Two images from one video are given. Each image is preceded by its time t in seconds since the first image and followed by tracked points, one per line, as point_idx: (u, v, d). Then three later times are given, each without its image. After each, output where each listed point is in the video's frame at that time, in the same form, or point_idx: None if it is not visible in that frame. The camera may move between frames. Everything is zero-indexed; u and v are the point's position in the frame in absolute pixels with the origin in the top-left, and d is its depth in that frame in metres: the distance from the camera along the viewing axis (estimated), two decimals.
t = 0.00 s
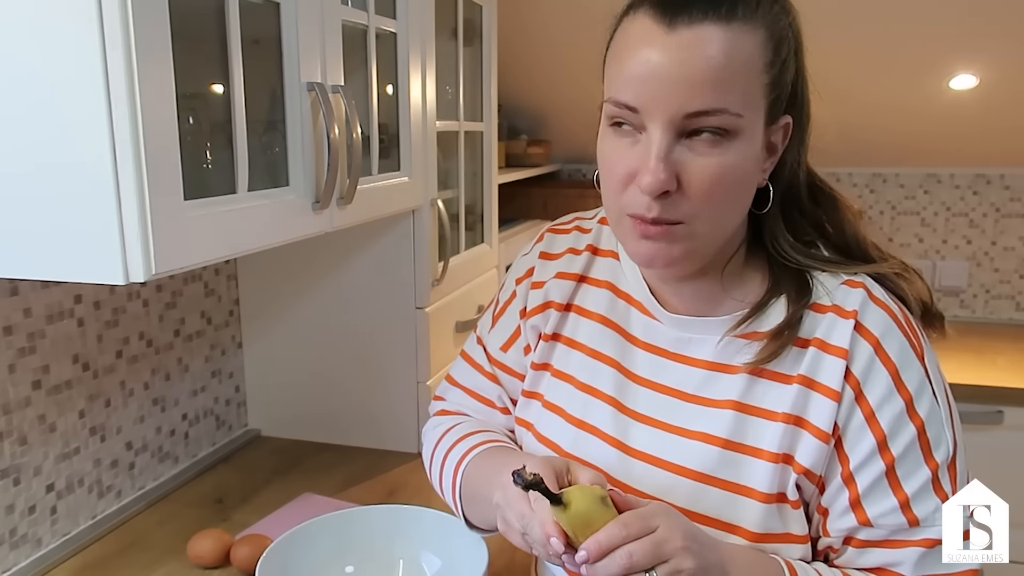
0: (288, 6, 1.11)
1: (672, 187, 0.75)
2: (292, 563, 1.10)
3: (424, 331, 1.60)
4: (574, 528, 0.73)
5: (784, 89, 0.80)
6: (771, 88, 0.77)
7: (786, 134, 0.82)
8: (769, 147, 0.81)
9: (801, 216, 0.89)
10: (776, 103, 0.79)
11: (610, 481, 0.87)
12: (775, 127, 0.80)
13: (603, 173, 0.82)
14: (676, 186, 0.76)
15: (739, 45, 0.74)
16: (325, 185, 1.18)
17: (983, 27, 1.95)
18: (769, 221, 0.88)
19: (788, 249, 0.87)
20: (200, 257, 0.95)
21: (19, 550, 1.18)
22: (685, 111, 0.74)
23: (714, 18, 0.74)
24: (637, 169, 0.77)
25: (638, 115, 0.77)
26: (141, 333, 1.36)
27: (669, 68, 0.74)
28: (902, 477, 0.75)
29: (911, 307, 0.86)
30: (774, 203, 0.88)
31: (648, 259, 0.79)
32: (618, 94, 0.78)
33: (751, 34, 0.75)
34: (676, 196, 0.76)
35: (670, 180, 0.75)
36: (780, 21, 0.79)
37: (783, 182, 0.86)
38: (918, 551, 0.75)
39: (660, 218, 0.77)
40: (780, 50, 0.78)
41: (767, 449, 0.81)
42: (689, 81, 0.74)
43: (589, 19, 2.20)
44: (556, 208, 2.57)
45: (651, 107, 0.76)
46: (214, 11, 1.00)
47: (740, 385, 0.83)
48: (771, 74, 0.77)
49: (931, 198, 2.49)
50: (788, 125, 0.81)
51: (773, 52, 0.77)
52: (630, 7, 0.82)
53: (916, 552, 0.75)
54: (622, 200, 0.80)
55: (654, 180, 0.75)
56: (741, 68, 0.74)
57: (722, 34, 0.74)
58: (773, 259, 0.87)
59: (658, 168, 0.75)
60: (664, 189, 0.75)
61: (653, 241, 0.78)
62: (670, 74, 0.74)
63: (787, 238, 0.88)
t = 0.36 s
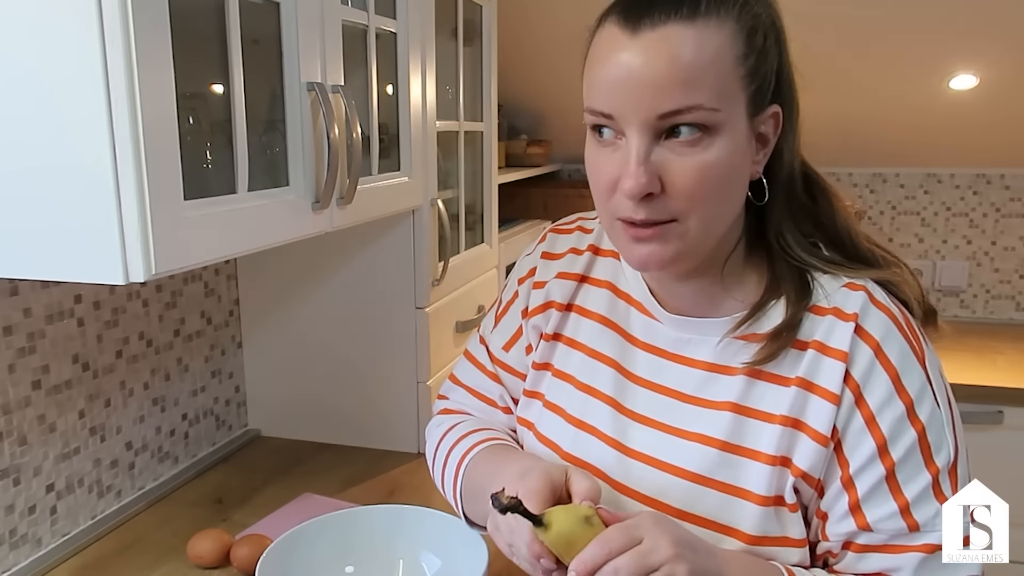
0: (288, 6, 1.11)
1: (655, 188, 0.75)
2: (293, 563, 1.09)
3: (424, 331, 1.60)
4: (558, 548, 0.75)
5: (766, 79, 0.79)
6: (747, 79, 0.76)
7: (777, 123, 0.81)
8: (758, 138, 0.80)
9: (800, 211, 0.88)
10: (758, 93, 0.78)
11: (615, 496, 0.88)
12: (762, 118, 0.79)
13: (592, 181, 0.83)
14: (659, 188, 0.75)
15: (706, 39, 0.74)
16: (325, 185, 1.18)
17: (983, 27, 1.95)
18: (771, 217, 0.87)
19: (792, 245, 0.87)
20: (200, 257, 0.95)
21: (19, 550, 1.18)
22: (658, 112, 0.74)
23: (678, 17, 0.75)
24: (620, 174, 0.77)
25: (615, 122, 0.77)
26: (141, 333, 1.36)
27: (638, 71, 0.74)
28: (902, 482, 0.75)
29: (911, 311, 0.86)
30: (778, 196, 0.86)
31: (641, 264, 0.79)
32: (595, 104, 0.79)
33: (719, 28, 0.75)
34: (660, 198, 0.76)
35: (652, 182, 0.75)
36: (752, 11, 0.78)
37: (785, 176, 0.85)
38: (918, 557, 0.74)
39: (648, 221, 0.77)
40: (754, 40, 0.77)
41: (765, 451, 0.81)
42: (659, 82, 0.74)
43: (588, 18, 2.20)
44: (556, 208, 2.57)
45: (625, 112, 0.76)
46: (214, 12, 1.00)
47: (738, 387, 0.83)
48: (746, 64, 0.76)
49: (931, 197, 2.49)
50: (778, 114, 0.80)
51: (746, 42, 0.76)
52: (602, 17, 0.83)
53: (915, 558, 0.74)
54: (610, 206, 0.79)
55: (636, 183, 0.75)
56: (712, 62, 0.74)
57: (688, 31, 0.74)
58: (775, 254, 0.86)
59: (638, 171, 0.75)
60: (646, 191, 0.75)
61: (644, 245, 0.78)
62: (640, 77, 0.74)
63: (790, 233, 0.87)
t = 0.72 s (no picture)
0: (288, 6, 1.11)
1: (644, 205, 0.75)
2: (292, 563, 1.09)
3: (424, 331, 1.60)
4: None
5: (755, 82, 0.78)
6: (735, 85, 0.76)
7: (770, 123, 0.80)
8: (752, 138, 0.79)
9: (799, 208, 0.88)
10: (747, 97, 0.77)
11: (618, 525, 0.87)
12: (754, 119, 0.78)
13: (585, 189, 0.83)
14: (648, 204, 0.76)
15: (688, 54, 0.73)
16: (325, 185, 1.18)
17: (983, 27, 1.95)
18: (767, 214, 0.87)
19: (790, 242, 0.87)
20: (200, 257, 0.95)
21: (19, 550, 1.18)
22: (642, 131, 0.73)
23: (659, 31, 0.74)
24: (609, 190, 0.77)
25: (601, 139, 0.77)
26: (141, 333, 1.36)
27: (620, 90, 0.73)
28: (895, 480, 0.75)
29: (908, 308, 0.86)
30: (772, 195, 0.87)
31: (635, 273, 0.80)
32: (581, 120, 0.78)
33: (702, 39, 0.74)
34: (649, 215, 0.76)
35: (640, 199, 0.75)
36: (739, 16, 0.78)
37: (780, 175, 0.85)
38: (910, 555, 0.74)
39: (638, 236, 0.77)
40: (740, 45, 0.77)
41: (761, 449, 0.81)
42: (642, 102, 0.73)
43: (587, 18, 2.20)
44: (556, 208, 2.57)
45: (610, 130, 0.75)
46: (214, 12, 1.00)
47: (735, 385, 0.83)
48: (733, 71, 0.75)
49: (931, 198, 2.49)
50: (771, 113, 0.80)
51: (732, 49, 0.76)
52: (586, 28, 0.82)
53: (908, 556, 0.74)
54: (603, 218, 0.80)
55: (624, 202, 0.75)
56: (694, 77, 0.73)
57: (669, 47, 0.73)
58: (773, 250, 0.87)
59: (627, 189, 0.75)
60: (635, 209, 0.75)
61: (636, 258, 0.79)
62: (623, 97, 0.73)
63: (789, 229, 0.87)
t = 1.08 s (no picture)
0: (288, 6, 1.11)
1: (642, 211, 0.75)
2: (293, 563, 1.10)
3: (424, 331, 1.60)
4: None
5: (754, 85, 0.78)
6: (733, 89, 0.75)
7: (771, 123, 0.80)
8: (752, 138, 0.79)
9: (802, 208, 0.88)
10: (746, 100, 0.77)
11: (634, 571, 0.86)
12: (753, 120, 0.78)
13: (585, 193, 0.83)
14: (647, 209, 0.76)
15: (684, 62, 0.73)
16: (325, 186, 1.18)
17: (982, 27, 1.95)
18: (770, 213, 0.87)
19: (793, 240, 0.87)
20: (200, 257, 0.95)
21: (19, 550, 1.18)
22: (640, 139, 0.73)
23: (653, 41, 0.74)
24: (609, 196, 0.78)
25: (599, 147, 0.77)
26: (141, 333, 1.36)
27: (617, 100, 0.73)
28: (890, 478, 0.75)
29: (909, 305, 0.86)
30: (775, 193, 0.86)
31: (636, 276, 0.80)
32: (579, 128, 0.78)
33: (698, 47, 0.74)
34: (648, 220, 0.76)
35: (639, 206, 0.75)
36: (736, 20, 0.78)
37: (783, 174, 0.85)
38: (903, 554, 0.74)
39: (639, 240, 0.78)
40: (737, 50, 0.76)
41: (763, 448, 0.81)
42: (638, 111, 0.73)
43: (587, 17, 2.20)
44: (556, 208, 2.57)
45: (607, 139, 0.75)
46: (214, 12, 1.00)
47: (737, 384, 0.83)
48: (731, 76, 0.75)
49: (931, 198, 2.49)
50: (772, 114, 0.80)
51: (729, 54, 0.76)
52: (583, 34, 0.82)
53: (900, 555, 0.74)
54: (604, 222, 0.80)
55: (623, 208, 0.75)
56: (691, 85, 0.73)
57: (664, 56, 0.73)
58: (775, 248, 0.87)
59: (625, 196, 0.75)
60: (634, 215, 0.75)
61: (637, 262, 0.79)
62: (620, 106, 0.73)
63: (792, 228, 0.87)
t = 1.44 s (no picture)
0: (288, 6, 1.11)
1: (637, 204, 0.76)
2: (293, 563, 1.10)
3: (424, 331, 1.60)
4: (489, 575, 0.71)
5: (756, 83, 0.78)
6: (733, 85, 0.75)
7: (773, 123, 0.80)
8: (753, 137, 0.79)
9: (803, 208, 0.88)
10: (747, 97, 0.77)
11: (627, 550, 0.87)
12: (755, 118, 0.78)
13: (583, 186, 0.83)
14: (641, 202, 0.76)
15: (681, 57, 0.73)
16: (325, 186, 1.18)
17: (982, 27, 1.95)
18: (771, 213, 0.87)
19: (793, 240, 0.87)
20: (200, 257, 0.95)
21: (19, 550, 1.18)
22: (635, 132, 0.73)
23: (651, 34, 0.74)
24: (604, 189, 0.78)
25: (597, 139, 0.77)
26: (141, 333, 1.36)
27: (613, 92, 0.74)
28: (887, 475, 0.75)
29: (909, 304, 0.86)
30: (776, 193, 0.86)
31: (631, 269, 0.80)
32: (577, 120, 0.78)
33: (697, 42, 0.74)
34: (643, 213, 0.76)
35: (633, 198, 0.75)
36: (739, 17, 0.78)
37: (786, 172, 0.85)
38: (897, 551, 0.74)
39: (633, 233, 0.78)
40: (739, 46, 0.76)
41: (760, 446, 0.81)
42: (633, 104, 0.73)
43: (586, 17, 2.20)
44: (556, 208, 2.57)
45: (604, 131, 0.75)
46: (214, 12, 1.00)
47: (736, 382, 0.83)
48: (731, 72, 0.75)
49: (931, 198, 2.49)
50: (774, 114, 0.80)
51: (729, 50, 0.76)
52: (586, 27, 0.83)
53: (894, 552, 0.74)
54: (600, 215, 0.80)
55: (617, 200, 0.75)
56: (687, 80, 0.73)
57: (661, 50, 0.73)
58: (775, 248, 0.87)
59: (619, 189, 0.75)
60: (628, 207, 0.76)
61: (632, 254, 0.79)
62: (616, 98, 0.73)
63: (792, 228, 0.88)
